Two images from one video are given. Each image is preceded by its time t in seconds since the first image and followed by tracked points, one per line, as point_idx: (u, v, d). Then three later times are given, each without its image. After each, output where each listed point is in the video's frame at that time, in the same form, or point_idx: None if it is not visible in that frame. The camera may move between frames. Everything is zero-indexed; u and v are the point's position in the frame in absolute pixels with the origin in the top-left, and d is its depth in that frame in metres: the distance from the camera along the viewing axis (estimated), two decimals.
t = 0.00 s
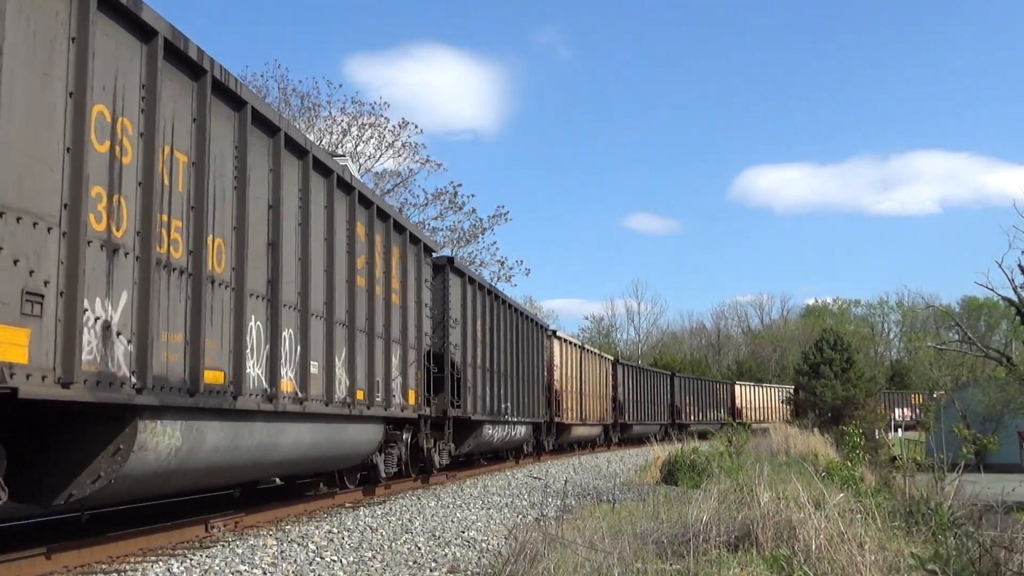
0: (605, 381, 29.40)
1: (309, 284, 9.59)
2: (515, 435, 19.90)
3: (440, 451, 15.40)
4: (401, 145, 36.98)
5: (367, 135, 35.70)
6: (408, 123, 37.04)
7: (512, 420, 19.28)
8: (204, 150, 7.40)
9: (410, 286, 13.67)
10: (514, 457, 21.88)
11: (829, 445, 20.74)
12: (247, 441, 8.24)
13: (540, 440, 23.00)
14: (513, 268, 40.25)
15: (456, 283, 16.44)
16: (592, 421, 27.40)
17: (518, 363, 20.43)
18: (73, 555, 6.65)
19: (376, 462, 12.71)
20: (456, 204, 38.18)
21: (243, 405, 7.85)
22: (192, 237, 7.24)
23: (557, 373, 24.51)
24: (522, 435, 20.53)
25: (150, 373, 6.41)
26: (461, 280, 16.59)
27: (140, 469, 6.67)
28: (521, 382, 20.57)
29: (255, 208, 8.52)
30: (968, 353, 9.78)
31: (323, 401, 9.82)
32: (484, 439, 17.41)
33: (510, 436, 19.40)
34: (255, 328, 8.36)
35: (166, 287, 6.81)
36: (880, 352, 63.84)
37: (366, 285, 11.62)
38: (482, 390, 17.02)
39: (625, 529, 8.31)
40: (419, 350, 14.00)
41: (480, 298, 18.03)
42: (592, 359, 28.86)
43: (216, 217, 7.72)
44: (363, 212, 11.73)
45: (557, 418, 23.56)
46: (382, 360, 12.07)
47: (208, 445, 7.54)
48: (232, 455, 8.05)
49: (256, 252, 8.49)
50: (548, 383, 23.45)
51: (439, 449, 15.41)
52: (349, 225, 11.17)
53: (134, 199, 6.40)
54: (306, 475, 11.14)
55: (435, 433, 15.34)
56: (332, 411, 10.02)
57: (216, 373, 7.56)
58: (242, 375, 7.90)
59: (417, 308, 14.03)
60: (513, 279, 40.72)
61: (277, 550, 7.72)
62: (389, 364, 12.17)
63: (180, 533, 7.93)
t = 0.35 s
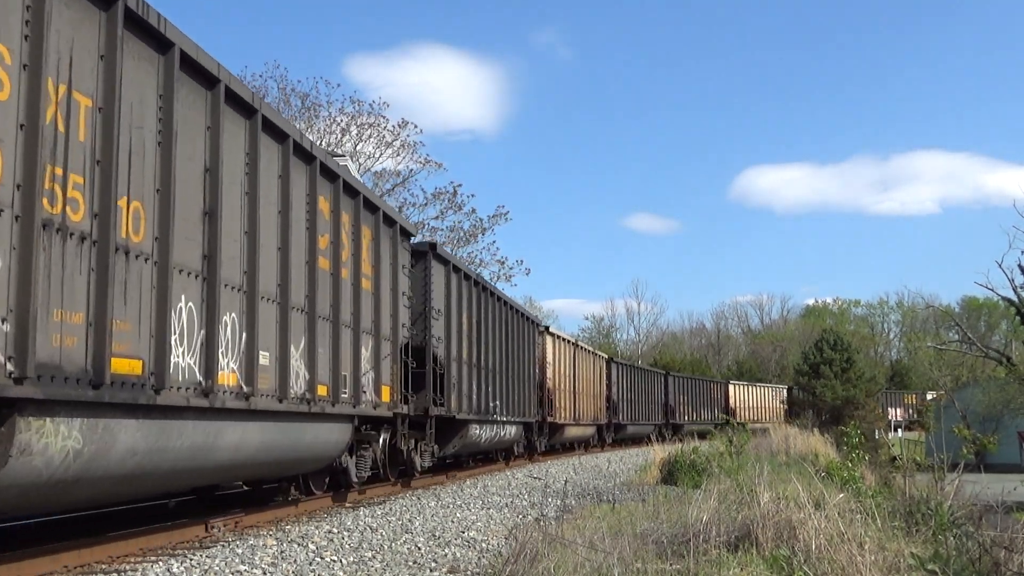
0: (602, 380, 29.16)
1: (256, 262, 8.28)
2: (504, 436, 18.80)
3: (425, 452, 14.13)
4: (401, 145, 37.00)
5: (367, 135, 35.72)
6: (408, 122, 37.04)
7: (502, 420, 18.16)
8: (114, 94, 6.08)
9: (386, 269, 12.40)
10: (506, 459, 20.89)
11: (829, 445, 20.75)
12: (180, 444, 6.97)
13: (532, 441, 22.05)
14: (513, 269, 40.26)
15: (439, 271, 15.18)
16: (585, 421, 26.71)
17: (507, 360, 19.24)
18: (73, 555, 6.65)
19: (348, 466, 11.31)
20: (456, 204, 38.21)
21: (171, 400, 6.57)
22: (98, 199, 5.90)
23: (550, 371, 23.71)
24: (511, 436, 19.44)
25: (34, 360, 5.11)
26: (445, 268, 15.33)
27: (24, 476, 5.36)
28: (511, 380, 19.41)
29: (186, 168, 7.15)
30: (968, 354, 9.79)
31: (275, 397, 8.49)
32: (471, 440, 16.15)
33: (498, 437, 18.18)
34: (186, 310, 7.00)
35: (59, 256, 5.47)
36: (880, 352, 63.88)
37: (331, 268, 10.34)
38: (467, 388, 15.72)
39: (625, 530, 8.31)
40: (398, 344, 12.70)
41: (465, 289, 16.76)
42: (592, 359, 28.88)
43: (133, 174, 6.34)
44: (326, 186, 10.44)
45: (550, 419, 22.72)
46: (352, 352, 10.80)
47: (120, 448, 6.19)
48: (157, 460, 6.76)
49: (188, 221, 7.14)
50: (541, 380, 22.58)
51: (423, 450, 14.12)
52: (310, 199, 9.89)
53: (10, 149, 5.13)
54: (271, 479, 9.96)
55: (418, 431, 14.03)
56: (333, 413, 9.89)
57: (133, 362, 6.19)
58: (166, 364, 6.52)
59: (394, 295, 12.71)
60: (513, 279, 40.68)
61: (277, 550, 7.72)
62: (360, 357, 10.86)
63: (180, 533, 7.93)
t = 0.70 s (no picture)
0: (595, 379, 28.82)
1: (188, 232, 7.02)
2: (491, 436, 18.05)
3: (402, 453, 13.26)
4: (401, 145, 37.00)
5: (367, 135, 35.72)
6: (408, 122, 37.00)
7: (488, 418, 17.44)
8: None
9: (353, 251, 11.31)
10: (494, 460, 20.21)
11: (829, 445, 20.75)
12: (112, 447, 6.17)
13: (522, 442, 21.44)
14: (513, 269, 40.25)
15: (423, 260, 14.38)
16: (579, 421, 26.15)
17: (493, 356, 18.44)
18: (73, 555, 6.65)
19: (312, 470, 10.38)
20: (456, 204, 38.20)
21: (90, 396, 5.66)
22: None
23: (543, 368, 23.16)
24: (498, 436, 18.71)
25: None
26: (427, 255, 14.36)
27: None
28: (496, 376, 18.61)
29: (89, 114, 5.91)
30: (968, 353, 9.78)
31: (213, 393, 7.37)
32: (454, 439, 15.33)
33: (483, 437, 17.38)
34: (90, 285, 5.81)
35: None
36: (880, 352, 63.86)
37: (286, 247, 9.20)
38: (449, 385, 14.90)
39: (625, 530, 8.31)
40: (370, 336, 11.73)
41: (448, 278, 15.82)
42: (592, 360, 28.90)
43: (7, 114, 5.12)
44: (282, 154, 9.27)
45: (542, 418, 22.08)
46: (314, 344, 9.74)
47: None
48: (82, 465, 5.91)
49: (91, 178, 5.90)
50: (532, 378, 22.00)
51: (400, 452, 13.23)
52: (260, 167, 8.67)
53: None
54: (259, 480, 9.77)
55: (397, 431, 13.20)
56: (295, 407, 9.01)
57: (13, 346, 5.05)
58: (60, 352, 5.36)
59: (363, 281, 11.63)
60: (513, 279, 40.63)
61: (277, 550, 7.72)
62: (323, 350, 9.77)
63: (180, 533, 7.93)
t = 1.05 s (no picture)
0: (588, 377, 28.49)
1: (88, 190, 5.85)
2: (478, 435, 17.12)
3: (377, 457, 12.30)
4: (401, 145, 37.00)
5: (367, 135, 35.71)
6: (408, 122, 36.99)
7: (474, 416, 16.60)
8: None
9: (314, 228, 10.14)
10: (482, 461, 19.49)
11: (829, 445, 20.75)
12: (16, 453, 5.36)
13: (513, 442, 20.78)
14: (513, 269, 40.30)
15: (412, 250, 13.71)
16: (571, 420, 25.56)
17: (479, 351, 17.51)
18: (73, 555, 6.65)
19: (268, 474, 9.16)
20: (456, 204, 38.20)
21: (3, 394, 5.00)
22: None
23: (535, 364, 22.62)
24: (486, 436, 17.88)
25: None
26: (405, 238, 13.27)
27: None
28: (482, 372, 17.69)
29: None
30: (968, 353, 9.77)
31: (125, 386, 6.24)
32: (435, 440, 14.39)
33: (467, 438, 16.47)
34: None
35: None
36: (879, 352, 63.89)
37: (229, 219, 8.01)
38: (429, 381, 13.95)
39: (625, 529, 8.31)
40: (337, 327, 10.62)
41: (429, 266, 14.79)
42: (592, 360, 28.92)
43: None
44: (254, 136, 8.68)
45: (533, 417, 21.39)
46: (264, 332, 8.61)
47: None
48: None
49: None
50: (523, 375, 21.41)
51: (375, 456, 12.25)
52: (197, 127, 7.48)
53: None
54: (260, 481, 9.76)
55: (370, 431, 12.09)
56: (281, 408, 8.79)
57: None
58: None
59: (328, 263, 10.47)
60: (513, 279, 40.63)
61: (277, 550, 7.72)
62: (274, 339, 8.65)
63: (180, 533, 7.93)
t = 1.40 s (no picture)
0: (582, 376, 28.14)
1: None
2: (462, 436, 16.18)
3: (347, 460, 11.27)
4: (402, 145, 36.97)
5: (367, 135, 35.68)
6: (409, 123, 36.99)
7: (458, 416, 15.63)
8: None
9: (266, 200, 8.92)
10: (471, 463, 18.61)
11: (829, 445, 20.77)
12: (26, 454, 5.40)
13: (504, 444, 20.05)
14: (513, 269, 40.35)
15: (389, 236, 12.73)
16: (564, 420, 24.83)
17: (463, 345, 16.49)
18: (73, 555, 6.66)
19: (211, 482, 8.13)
20: (456, 204, 38.17)
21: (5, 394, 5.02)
22: None
23: (530, 362, 22.06)
24: (473, 438, 16.91)
25: None
26: (395, 231, 12.94)
27: None
28: (466, 369, 16.67)
29: None
30: (967, 354, 9.77)
31: None
32: (414, 441, 13.37)
33: (450, 439, 15.44)
34: None
35: None
36: (879, 352, 63.89)
37: (151, 181, 6.71)
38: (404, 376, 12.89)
39: (625, 530, 8.31)
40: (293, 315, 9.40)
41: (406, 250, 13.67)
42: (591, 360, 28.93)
43: None
44: (193, 92, 7.52)
45: (523, 416, 20.59)
46: (199, 317, 7.34)
47: None
48: None
49: None
50: (515, 372, 20.78)
51: (344, 459, 11.23)
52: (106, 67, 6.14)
53: None
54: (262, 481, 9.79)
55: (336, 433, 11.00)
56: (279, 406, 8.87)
57: None
58: None
59: (283, 241, 9.26)
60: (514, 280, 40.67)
61: (277, 550, 7.73)
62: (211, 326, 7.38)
63: (180, 532, 7.94)
